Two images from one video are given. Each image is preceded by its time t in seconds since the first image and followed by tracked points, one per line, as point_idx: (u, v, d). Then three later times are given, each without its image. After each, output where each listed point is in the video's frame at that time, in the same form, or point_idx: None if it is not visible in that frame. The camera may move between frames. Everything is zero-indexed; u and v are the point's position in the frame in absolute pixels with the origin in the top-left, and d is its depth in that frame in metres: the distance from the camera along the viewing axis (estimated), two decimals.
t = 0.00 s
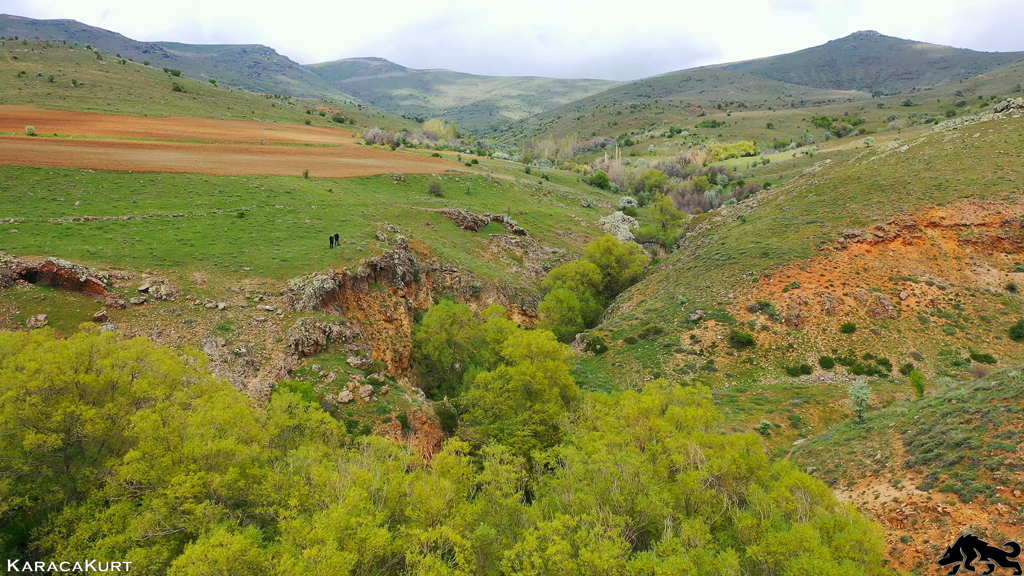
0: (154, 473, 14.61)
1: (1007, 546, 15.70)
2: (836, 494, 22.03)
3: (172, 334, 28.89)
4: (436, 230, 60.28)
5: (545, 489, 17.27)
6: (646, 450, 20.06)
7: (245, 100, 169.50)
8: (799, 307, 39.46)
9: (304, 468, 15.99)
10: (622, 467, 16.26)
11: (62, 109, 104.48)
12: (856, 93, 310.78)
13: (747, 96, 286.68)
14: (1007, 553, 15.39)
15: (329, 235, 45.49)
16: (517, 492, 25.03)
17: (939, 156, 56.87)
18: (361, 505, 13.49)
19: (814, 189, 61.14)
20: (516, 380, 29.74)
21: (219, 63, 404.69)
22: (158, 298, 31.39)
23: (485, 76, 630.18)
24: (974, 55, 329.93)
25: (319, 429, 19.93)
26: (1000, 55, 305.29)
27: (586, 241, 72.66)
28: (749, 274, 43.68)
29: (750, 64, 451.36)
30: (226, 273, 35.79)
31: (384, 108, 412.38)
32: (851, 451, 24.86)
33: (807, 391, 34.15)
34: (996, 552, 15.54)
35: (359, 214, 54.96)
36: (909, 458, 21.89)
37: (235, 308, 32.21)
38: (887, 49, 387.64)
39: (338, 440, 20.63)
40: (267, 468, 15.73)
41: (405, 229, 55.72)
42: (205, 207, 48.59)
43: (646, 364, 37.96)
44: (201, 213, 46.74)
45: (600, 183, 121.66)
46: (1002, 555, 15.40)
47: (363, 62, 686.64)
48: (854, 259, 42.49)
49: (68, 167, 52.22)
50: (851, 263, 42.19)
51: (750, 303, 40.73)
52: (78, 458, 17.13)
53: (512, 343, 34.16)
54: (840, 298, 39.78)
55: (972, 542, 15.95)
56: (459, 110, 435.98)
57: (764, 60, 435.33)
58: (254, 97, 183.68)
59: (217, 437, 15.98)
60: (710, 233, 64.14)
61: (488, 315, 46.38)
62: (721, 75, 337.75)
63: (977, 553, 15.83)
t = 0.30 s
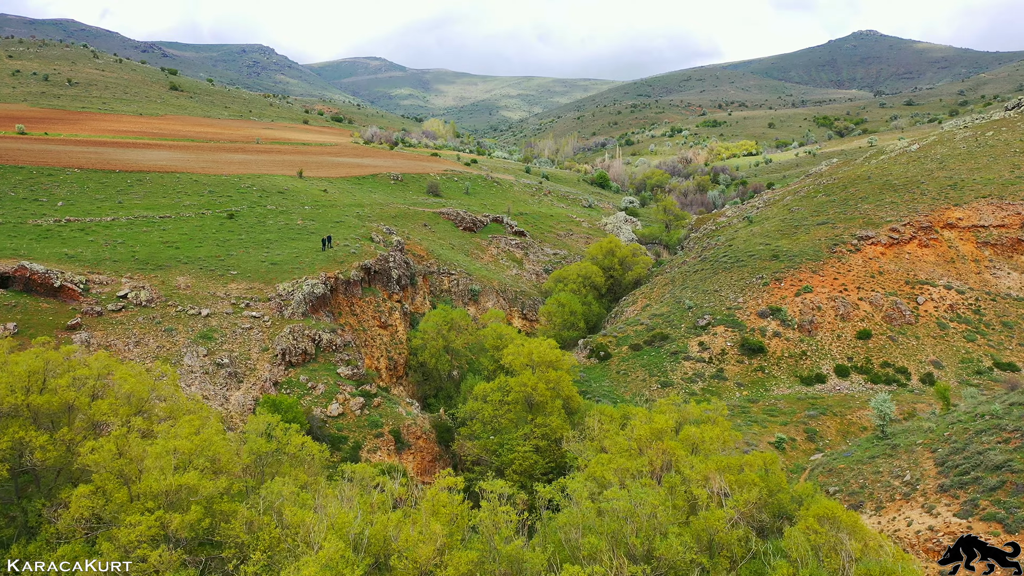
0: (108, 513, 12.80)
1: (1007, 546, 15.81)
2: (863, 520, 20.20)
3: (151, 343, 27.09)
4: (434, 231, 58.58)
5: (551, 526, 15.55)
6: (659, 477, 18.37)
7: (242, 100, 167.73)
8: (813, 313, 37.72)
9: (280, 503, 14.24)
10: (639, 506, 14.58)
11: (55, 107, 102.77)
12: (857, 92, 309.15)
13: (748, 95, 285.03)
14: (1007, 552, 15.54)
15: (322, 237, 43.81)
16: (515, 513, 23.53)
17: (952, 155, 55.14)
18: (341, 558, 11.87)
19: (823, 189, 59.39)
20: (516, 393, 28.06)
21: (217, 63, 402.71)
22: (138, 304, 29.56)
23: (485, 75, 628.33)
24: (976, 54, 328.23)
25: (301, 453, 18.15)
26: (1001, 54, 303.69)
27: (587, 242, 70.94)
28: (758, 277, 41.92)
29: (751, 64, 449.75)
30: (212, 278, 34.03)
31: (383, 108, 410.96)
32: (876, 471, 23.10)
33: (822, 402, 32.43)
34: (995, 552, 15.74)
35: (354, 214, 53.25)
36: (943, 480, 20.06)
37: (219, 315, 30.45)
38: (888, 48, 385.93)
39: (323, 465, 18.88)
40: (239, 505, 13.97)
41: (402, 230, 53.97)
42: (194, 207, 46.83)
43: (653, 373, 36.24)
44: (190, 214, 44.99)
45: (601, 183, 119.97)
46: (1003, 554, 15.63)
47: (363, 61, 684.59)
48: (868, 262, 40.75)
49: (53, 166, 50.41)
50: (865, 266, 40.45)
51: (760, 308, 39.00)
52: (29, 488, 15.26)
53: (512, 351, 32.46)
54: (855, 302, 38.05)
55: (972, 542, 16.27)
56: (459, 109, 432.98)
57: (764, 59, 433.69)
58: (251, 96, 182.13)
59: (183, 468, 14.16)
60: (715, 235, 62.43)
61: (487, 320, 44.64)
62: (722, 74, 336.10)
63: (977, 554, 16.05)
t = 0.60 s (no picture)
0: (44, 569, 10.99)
1: (1008, 546, 15.94)
2: (895, 550, 18.39)
3: (126, 354, 25.28)
4: (431, 232, 56.86)
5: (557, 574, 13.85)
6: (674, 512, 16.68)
7: (239, 99, 165.96)
8: (827, 319, 36.00)
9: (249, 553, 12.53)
10: (656, 553, 12.94)
11: (48, 106, 101.08)
12: (859, 92, 307.44)
13: (749, 95, 283.48)
14: (1007, 552, 15.69)
15: (314, 239, 42.10)
16: (515, 542, 21.80)
17: (966, 153, 53.39)
18: None
19: (832, 189, 57.62)
20: (516, 406, 26.38)
21: (216, 62, 400.56)
22: (115, 312, 27.70)
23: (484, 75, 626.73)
24: (978, 54, 326.54)
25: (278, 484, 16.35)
26: (1003, 53, 302.22)
27: (589, 244, 69.26)
28: (769, 281, 40.19)
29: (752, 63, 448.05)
30: (196, 283, 32.30)
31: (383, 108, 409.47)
32: (905, 494, 21.33)
33: (840, 414, 30.69)
34: (995, 553, 16.01)
35: (348, 215, 51.53)
36: (983, 508, 18.17)
37: (201, 323, 28.70)
38: (889, 48, 384.27)
39: (303, 497, 17.13)
40: (201, 555, 12.23)
41: (398, 232, 52.26)
42: (182, 208, 45.08)
43: (660, 382, 34.54)
44: (176, 215, 43.27)
45: (602, 183, 118.26)
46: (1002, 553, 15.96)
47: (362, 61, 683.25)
48: (884, 265, 39.02)
49: (36, 165, 48.67)
50: (881, 269, 38.72)
51: (771, 314, 37.28)
52: None
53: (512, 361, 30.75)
54: (871, 308, 36.33)
55: (972, 542, 16.59)
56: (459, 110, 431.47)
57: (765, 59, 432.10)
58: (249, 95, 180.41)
59: (138, 511, 12.36)
60: (720, 236, 60.71)
61: (486, 326, 42.90)
62: (722, 74, 334.40)
63: (977, 553, 16.41)
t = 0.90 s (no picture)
0: None
1: (1008, 547, 16.14)
2: None
3: (98, 365, 23.46)
4: (429, 233, 55.20)
5: None
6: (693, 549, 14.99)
7: (236, 98, 164.31)
8: (842, 325, 34.33)
9: None
10: None
11: (39, 104, 99.34)
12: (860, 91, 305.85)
13: (750, 94, 281.84)
14: (1006, 553, 15.84)
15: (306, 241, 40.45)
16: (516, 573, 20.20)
17: (980, 152, 51.73)
18: None
19: (841, 189, 55.95)
20: (517, 422, 24.73)
21: (215, 62, 398.56)
22: (89, 320, 25.87)
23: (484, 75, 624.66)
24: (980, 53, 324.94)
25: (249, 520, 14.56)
26: (1003, 53, 301.17)
27: (591, 245, 67.60)
28: (780, 284, 38.50)
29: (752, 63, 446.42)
30: (179, 289, 30.59)
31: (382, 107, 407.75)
32: (940, 520, 19.53)
33: (859, 428, 29.00)
34: (995, 553, 16.13)
35: (343, 216, 49.85)
36: None
37: (182, 332, 26.96)
38: (890, 47, 382.64)
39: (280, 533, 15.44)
40: None
41: (394, 233, 50.57)
42: (169, 209, 43.38)
43: (667, 393, 32.87)
44: (163, 217, 41.58)
45: (603, 183, 116.62)
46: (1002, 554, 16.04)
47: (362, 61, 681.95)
48: (901, 269, 37.31)
49: (19, 164, 46.95)
50: (897, 273, 37.01)
51: (783, 320, 35.59)
52: None
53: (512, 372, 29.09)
54: (888, 313, 34.63)
55: (973, 543, 16.81)
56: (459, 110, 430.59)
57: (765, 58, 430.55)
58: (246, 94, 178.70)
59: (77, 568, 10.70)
60: (726, 237, 59.05)
61: (485, 331, 41.26)
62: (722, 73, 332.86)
63: (977, 554, 16.58)
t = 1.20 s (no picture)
0: None
1: (1007, 547, 16.99)
2: None
3: (67, 378, 21.68)
4: (426, 235, 53.63)
5: None
6: None
7: (234, 97, 162.68)
8: (858, 332, 32.74)
9: None
10: None
11: (32, 102, 97.75)
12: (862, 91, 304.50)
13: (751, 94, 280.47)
14: (1006, 554, 16.67)
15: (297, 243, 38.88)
16: None
17: (994, 151, 50.14)
18: None
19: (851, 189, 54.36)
20: (518, 439, 23.15)
21: (214, 62, 396.77)
22: (62, 328, 24.13)
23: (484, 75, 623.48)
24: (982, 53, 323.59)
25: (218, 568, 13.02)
26: (1004, 53, 299.88)
27: (593, 247, 66.04)
28: (792, 289, 36.87)
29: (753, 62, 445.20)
30: (160, 295, 28.95)
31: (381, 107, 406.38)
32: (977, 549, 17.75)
33: (879, 442, 27.35)
34: (995, 553, 16.93)
35: (337, 217, 48.25)
36: None
37: (161, 342, 25.28)
38: (890, 47, 381.28)
39: None
40: None
41: (390, 235, 49.00)
42: (155, 210, 41.76)
43: (676, 404, 31.28)
44: (149, 218, 39.96)
45: (603, 183, 115.10)
46: (1001, 553, 16.88)
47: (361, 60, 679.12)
48: (918, 273, 35.68)
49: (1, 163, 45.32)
50: (914, 277, 35.38)
51: (796, 326, 33.97)
52: None
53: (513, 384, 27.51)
54: (906, 319, 32.99)
55: (972, 543, 17.58)
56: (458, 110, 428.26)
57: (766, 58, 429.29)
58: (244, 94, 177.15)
59: None
60: (732, 239, 57.49)
61: (484, 338, 39.63)
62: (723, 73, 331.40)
63: (977, 554, 17.33)
